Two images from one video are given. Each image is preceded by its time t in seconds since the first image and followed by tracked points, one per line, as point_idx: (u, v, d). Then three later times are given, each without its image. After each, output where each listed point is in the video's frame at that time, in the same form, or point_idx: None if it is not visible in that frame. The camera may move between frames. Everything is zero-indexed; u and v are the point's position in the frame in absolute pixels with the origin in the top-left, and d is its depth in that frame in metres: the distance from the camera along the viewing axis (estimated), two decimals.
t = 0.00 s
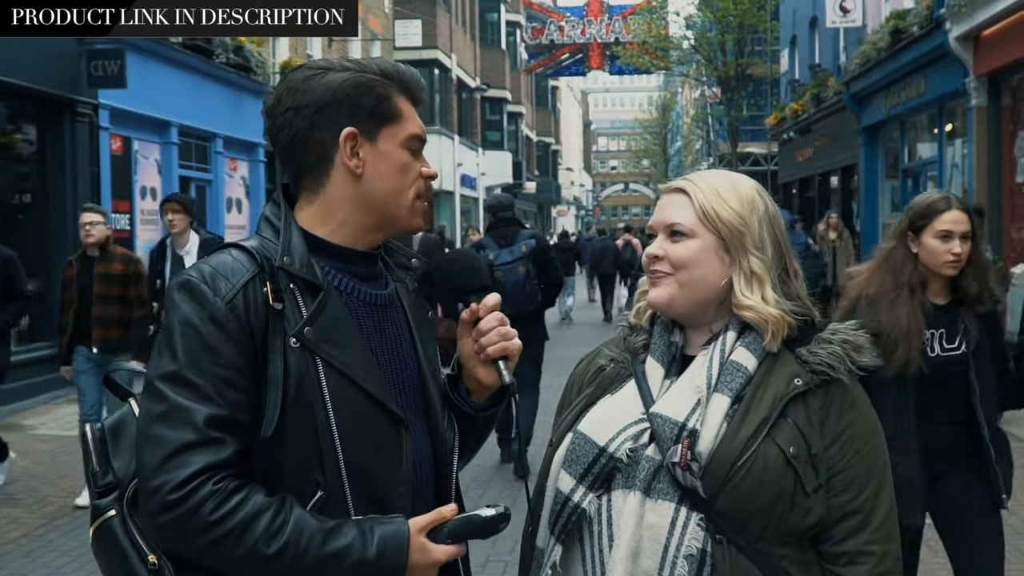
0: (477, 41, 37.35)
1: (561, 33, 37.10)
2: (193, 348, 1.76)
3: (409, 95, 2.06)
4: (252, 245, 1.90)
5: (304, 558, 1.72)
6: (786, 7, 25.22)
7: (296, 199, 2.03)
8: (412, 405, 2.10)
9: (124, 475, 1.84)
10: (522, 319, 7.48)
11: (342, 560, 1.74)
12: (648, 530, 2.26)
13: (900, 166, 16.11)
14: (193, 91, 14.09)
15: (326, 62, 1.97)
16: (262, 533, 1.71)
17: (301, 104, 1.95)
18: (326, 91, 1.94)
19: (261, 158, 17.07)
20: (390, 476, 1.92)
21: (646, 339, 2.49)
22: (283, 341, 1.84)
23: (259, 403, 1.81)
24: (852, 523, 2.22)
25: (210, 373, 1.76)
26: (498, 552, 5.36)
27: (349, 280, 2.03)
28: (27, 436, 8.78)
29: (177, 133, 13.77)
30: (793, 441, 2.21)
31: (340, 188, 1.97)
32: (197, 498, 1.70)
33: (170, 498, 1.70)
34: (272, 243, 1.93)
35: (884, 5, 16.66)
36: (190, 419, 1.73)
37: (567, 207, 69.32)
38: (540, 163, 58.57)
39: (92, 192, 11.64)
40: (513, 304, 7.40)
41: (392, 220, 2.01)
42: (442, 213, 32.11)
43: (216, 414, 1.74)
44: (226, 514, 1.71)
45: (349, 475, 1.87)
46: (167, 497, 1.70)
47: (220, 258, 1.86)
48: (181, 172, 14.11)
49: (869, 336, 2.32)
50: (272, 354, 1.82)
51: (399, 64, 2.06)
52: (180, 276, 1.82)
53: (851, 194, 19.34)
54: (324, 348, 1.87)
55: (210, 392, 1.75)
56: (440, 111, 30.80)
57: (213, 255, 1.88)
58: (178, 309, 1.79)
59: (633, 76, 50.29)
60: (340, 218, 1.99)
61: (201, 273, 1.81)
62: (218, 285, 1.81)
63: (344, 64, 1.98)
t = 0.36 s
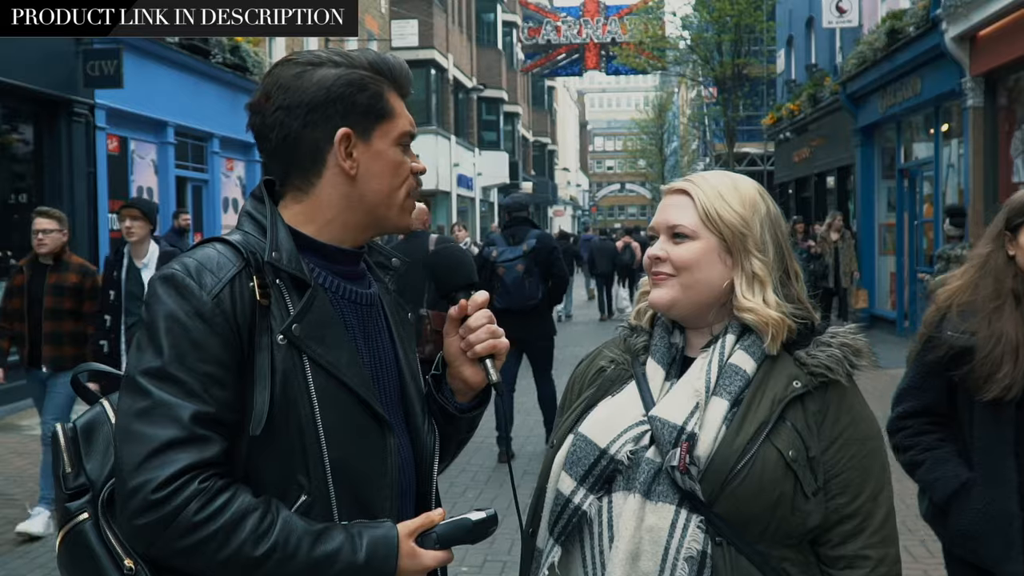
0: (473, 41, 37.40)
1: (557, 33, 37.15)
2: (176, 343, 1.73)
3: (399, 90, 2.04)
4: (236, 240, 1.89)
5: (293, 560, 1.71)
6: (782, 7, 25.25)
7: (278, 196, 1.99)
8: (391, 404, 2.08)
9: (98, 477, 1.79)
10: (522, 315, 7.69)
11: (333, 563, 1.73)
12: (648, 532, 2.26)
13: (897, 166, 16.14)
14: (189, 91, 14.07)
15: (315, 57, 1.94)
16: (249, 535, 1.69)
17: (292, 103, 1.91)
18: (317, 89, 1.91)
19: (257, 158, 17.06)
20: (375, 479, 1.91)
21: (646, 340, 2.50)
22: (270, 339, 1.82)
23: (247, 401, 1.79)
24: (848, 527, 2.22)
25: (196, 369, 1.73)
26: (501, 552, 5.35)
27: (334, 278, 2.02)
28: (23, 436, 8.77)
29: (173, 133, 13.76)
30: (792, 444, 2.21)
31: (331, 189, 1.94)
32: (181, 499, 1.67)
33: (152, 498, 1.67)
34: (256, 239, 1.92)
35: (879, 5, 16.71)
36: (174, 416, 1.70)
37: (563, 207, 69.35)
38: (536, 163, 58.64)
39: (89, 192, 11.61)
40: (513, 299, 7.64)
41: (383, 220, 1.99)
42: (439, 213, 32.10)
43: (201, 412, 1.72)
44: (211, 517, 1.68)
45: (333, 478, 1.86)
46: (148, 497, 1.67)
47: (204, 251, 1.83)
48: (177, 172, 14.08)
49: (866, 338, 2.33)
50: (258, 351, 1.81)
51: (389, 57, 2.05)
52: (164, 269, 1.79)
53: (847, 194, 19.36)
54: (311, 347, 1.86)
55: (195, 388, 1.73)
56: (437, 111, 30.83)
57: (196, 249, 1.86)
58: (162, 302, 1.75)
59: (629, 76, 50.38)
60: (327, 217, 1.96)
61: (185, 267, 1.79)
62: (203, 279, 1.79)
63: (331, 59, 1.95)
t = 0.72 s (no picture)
0: (469, 41, 37.39)
1: (554, 33, 37.17)
2: (158, 345, 1.71)
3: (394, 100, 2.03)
4: (221, 242, 1.87)
5: (272, 567, 1.68)
6: (778, 7, 25.26)
7: (265, 202, 1.96)
8: (371, 410, 2.06)
9: (73, 481, 1.76)
10: (542, 308, 8.17)
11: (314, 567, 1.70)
12: (644, 532, 2.26)
13: (893, 166, 16.15)
14: (185, 91, 14.04)
15: (314, 66, 1.90)
16: (224, 542, 1.66)
17: (295, 117, 1.87)
18: (322, 102, 1.88)
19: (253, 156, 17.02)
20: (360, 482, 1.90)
21: (641, 340, 2.50)
22: (253, 342, 1.80)
23: (230, 404, 1.77)
24: (843, 526, 2.22)
25: (176, 369, 1.71)
26: (499, 553, 5.34)
27: (319, 285, 1.99)
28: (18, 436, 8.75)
29: (169, 133, 13.73)
30: (787, 444, 2.22)
31: (327, 201, 1.92)
32: (157, 504, 1.65)
33: (128, 500, 1.64)
34: (241, 242, 1.90)
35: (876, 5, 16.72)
36: (153, 416, 1.67)
37: (560, 207, 69.36)
38: (532, 162, 58.70)
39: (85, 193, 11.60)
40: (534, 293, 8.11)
41: (379, 229, 1.99)
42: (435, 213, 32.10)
43: (181, 413, 1.70)
44: (187, 520, 1.66)
45: (313, 484, 1.83)
46: (124, 499, 1.64)
47: (187, 253, 1.82)
48: (173, 172, 14.06)
49: (862, 336, 2.33)
50: (241, 353, 1.79)
51: (383, 68, 2.02)
52: (146, 270, 1.77)
53: (843, 194, 19.37)
54: (294, 350, 1.84)
55: (175, 389, 1.70)
56: (433, 112, 30.82)
57: (180, 251, 1.84)
58: (144, 304, 1.73)
59: (626, 76, 50.40)
60: (322, 228, 1.94)
61: (168, 268, 1.77)
62: (187, 279, 1.77)
63: (326, 68, 1.91)
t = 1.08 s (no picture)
0: (468, 41, 37.36)
1: (552, 32, 37.14)
2: (170, 337, 1.74)
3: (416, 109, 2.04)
4: (233, 236, 1.87)
5: (280, 553, 1.70)
6: (777, 6, 25.24)
7: (284, 194, 1.98)
8: (384, 400, 2.06)
9: (98, 469, 1.83)
10: (555, 310, 8.56)
11: (322, 556, 1.71)
12: (649, 529, 2.25)
13: (891, 166, 16.15)
14: (184, 91, 14.04)
15: (338, 66, 1.92)
16: (236, 527, 1.69)
17: (316, 113, 1.89)
18: (344, 101, 1.90)
19: (252, 158, 16.93)
20: (367, 472, 1.90)
21: (646, 339, 2.49)
22: (262, 332, 1.82)
23: (240, 394, 1.79)
24: (848, 525, 2.22)
25: (185, 360, 1.73)
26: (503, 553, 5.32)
27: (332, 278, 2.00)
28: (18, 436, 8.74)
29: (167, 132, 13.71)
30: (793, 442, 2.21)
31: (342, 197, 1.93)
32: (170, 489, 1.68)
33: (142, 488, 1.68)
34: (252, 235, 1.90)
35: (875, 4, 16.71)
36: (166, 406, 1.70)
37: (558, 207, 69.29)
38: (531, 162, 58.62)
39: (83, 193, 11.59)
40: (548, 295, 8.52)
41: (391, 231, 2.00)
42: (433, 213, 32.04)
43: (193, 403, 1.72)
44: (198, 506, 1.69)
45: (325, 473, 1.84)
46: (138, 487, 1.68)
47: (200, 247, 1.83)
48: (172, 172, 14.05)
49: (866, 337, 2.32)
50: (250, 345, 1.80)
51: (403, 74, 2.04)
52: (160, 264, 1.80)
53: (841, 193, 19.37)
54: (304, 341, 1.85)
55: (186, 379, 1.73)
56: (431, 111, 30.78)
57: (193, 244, 1.85)
58: (156, 298, 1.76)
59: (625, 76, 50.34)
60: (335, 225, 1.95)
61: (180, 262, 1.79)
62: (197, 273, 1.79)
63: (350, 69, 1.93)
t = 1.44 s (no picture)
0: (464, 40, 37.35)
1: (549, 32, 37.16)
2: (183, 340, 1.74)
3: (448, 132, 2.02)
4: (244, 239, 1.88)
5: (294, 549, 1.69)
6: (773, 6, 25.25)
7: (306, 190, 1.99)
8: (395, 393, 2.06)
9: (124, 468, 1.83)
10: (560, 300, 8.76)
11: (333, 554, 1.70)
12: (653, 528, 2.25)
13: (888, 165, 16.16)
14: (181, 90, 14.03)
15: (377, 79, 1.92)
16: (253, 524, 1.69)
17: (341, 120, 1.90)
18: (371, 117, 1.89)
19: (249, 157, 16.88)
20: (379, 466, 1.89)
21: (646, 338, 2.49)
22: (271, 332, 1.81)
23: (252, 394, 1.79)
24: (850, 523, 2.22)
25: (197, 363, 1.73)
26: (502, 552, 5.34)
27: (341, 277, 2.01)
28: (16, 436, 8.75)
29: (164, 132, 13.68)
30: (796, 440, 2.21)
31: (353, 207, 1.93)
32: (188, 488, 1.68)
33: (161, 489, 1.68)
34: (262, 237, 1.91)
35: (871, 4, 16.72)
36: (181, 408, 1.70)
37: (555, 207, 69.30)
38: (528, 162, 58.62)
39: (80, 192, 11.58)
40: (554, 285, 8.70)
41: (398, 246, 1.99)
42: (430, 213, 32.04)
43: (207, 405, 1.72)
44: (215, 505, 1.68)
45: (340, 469, 1.83)
46: (158, 488, 1.68)
47: (211, 252, 1.84)
48: (169, 171, 14.03)
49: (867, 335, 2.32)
50: (260, 345, 1.80)
51: (445, 96, 2.02)
52: (171, 269, 1.80)
53: (838, 193, 19.40)
54: (313, 340, 1.84)
55: (200, 381, 1.72)
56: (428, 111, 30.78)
57: (204, 248, 1.86)
58: (169, 302, 1.76)
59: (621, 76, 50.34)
60: (345, 231, 1.97)
61: (191, 267, 1.80)
62: (207, 277, 1.79)
63: (391, 85, 1.93)
